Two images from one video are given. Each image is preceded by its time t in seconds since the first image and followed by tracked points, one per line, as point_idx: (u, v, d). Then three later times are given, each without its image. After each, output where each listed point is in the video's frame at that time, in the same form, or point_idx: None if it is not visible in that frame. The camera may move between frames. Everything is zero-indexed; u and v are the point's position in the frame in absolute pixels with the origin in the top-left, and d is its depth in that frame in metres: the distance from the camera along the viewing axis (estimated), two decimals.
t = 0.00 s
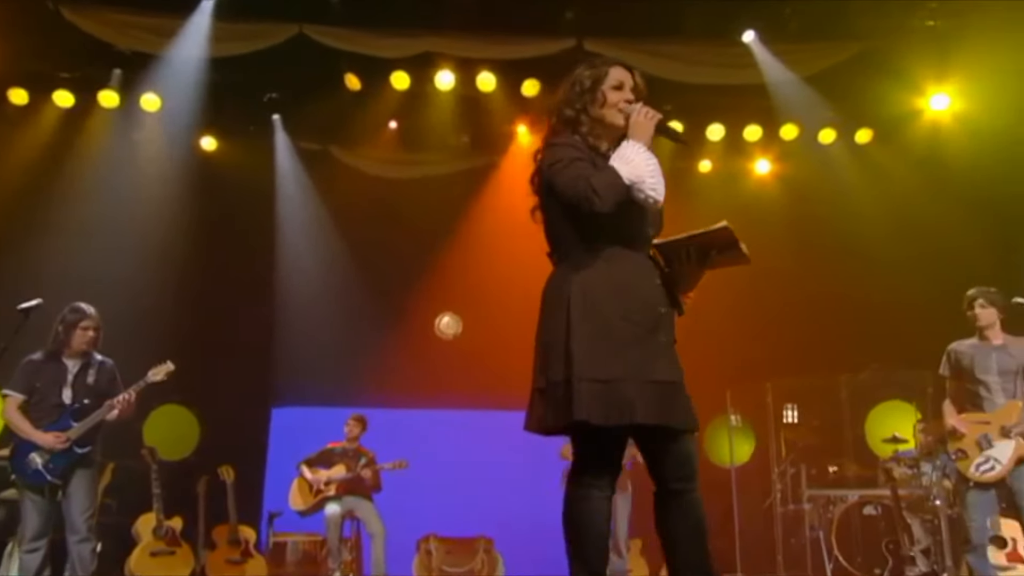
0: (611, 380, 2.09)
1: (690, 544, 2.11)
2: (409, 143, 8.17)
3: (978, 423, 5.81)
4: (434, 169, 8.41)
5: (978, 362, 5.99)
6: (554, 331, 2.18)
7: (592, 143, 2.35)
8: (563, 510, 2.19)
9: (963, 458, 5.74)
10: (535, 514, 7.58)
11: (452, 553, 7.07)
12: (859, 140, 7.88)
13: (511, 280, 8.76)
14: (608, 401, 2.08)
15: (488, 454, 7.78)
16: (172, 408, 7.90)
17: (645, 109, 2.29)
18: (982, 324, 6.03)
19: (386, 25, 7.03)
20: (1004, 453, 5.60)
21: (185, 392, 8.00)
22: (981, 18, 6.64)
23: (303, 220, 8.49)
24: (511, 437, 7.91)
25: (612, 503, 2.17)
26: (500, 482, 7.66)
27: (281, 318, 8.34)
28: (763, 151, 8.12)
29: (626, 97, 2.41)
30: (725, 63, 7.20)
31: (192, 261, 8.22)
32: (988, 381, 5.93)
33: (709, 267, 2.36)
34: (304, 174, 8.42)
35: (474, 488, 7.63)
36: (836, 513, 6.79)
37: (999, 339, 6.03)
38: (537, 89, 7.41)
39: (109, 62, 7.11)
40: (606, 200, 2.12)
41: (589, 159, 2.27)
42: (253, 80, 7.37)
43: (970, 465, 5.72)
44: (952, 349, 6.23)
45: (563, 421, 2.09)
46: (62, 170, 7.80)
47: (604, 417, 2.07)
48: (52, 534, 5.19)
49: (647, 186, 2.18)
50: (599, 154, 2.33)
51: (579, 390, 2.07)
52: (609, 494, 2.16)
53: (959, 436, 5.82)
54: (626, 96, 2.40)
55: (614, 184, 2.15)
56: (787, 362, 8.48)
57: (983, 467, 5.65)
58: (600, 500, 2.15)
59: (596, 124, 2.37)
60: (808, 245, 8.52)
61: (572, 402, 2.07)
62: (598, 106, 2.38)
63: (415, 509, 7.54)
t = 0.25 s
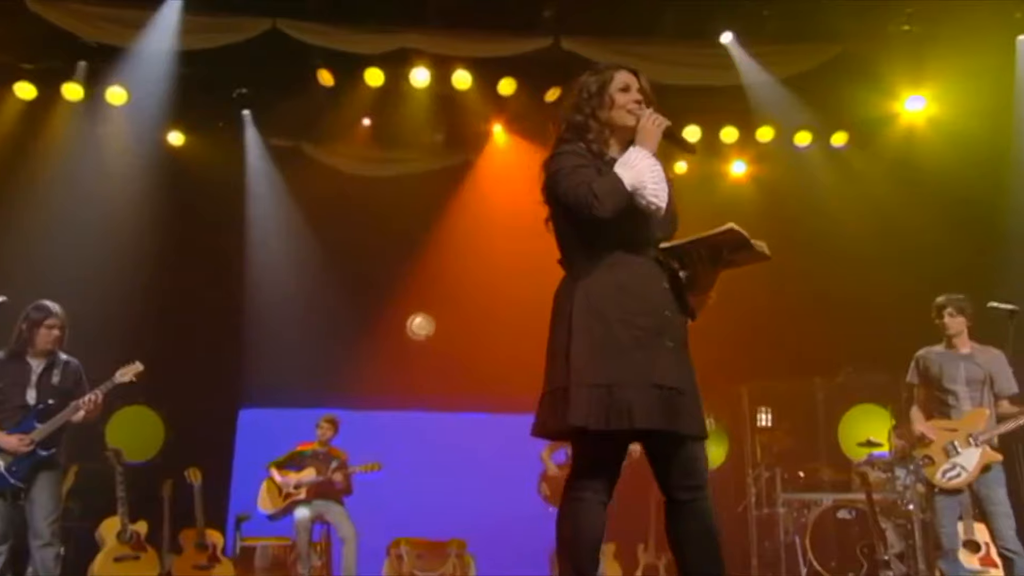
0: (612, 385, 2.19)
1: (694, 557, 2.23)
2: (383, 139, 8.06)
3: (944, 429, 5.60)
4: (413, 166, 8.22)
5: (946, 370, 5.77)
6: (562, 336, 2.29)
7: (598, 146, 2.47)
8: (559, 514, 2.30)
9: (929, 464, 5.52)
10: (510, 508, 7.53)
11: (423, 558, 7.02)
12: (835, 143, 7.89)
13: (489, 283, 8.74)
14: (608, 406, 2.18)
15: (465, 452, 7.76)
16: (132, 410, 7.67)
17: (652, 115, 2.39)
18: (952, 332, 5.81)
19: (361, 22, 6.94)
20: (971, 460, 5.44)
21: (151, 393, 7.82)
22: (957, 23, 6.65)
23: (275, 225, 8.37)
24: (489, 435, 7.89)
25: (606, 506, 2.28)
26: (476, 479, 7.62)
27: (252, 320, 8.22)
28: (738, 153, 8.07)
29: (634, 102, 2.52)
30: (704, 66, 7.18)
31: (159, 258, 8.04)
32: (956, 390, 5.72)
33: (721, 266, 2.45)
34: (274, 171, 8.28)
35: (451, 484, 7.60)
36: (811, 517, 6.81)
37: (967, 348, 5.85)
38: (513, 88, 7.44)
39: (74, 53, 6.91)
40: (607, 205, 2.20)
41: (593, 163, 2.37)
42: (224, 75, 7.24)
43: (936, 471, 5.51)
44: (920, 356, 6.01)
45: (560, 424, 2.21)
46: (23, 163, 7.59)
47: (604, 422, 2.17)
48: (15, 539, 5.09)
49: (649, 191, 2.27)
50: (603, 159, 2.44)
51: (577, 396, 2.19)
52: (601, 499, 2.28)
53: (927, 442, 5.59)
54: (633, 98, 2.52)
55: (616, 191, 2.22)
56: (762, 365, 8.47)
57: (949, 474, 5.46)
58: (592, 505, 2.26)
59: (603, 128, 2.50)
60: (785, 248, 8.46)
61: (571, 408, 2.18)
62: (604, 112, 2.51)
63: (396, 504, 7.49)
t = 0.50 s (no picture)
0: (628, 391, 2.23)
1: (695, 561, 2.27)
2: (357, 136, 7.96)
3: (914, 434, 5.50)
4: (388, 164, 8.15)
5: (917, 376, 5.68)
6: (578, 341, 2.33)
7: (614, 152, 2.47)
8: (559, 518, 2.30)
9: (900, 468, 5.43)
10: (489, 509, 7.61)
11: (395, 562, 7.01)
12: (810, 147, 7.91)
13: (462, 286, 8.62)
14: (622, 412, 2.22)
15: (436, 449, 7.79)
16: (94, 411, 7.52)
17: (667, 120, 2.37)
18: (921, 337, 5.71)
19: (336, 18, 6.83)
20: (941, 465, 5.32)
21: (116, 395, 7.65)
22: (934, 27, 6.66)
23: (246, 224, 8.23)
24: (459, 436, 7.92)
25: (606, 511, 2.27)
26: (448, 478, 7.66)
27: (221, 321, 8.08)
28: (715, 155, 8.01)
29: (652, 108, 2.51)
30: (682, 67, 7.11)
31: (127, 256, 7.89)
32: (926, 395, 5.63)
33: (751, 257, 2.41)
34: (245, 168, 8.13)
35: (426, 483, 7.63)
36: (785, 519, 6.75)
37: (938, 353, 5.75)
38: (490, 86, 7.38)
39: (38, 46, 6.71)
40: (619, 210, 2.22)
41: (608, 169, 2.38)
42: (194, 72, 7.09)
43: (907, 476, 5.41)
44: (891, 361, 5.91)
45: (574, 429, 2.27)
46: None
47: (618, 428, 2.22)
48: None
49: (662, 196, 2.26)
50: (618, 165, 2.44)
51: (591, 402, 2.24)
52: (601, 502, 2.27)
53: (898, 446, 5.50)
54: (652, 105, 2.51)
55: (628, 196, 2.23)
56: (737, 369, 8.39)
57: (920, 479, 5.36)
58: (591, 508, 2.26)
59: (620, 134, 2.49)
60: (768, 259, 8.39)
61: (585, 413, 2.24)
62: (622, 119, 2.50)
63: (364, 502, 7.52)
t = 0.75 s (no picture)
0: (633, 395, 2.22)
1: (680, 567, 2.26)
2: (327, 132, 7.84)
3: (887, 438, 5.37)
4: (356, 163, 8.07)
5: (886, 381, 5.49)
6: (586, 346, 2.32)
7: (625, 157, 2.48)
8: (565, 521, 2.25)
9: (872, 472, 5.29)
10: (454, 514, 7.54)
11: (362, 565, 6.95)
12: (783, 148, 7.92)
13: (433, 285, 8.54)
14: (626, 416, 2.21)
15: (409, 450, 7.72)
16: (54, 411, 7.33)
17: (679, 125, 2.36)
18: (890, 342, 5.50)
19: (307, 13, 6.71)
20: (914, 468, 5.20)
21: (76, 395, 7.47)
22: (905, 32, 6.65)
23: (211, 220, 8.13)
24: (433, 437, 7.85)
25: (611, 515, 2.23)
26: (421, 478, 7.61)
27: (187, 320, 7.96)
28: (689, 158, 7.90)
29: (666, 114, 2.51)
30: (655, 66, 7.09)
31: (89, 254, 7.68)
32: (897, 400, 5.46)
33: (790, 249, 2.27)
34: (211, 163, 8.00)
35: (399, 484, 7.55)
36: (757, 522, 6.73)
37: (907, 356, 5.56)
38: (463, 84, 7.32)
39: None
40: (625, 214, 2.22)
41: (619, 175, 2.39)
42: (159, 67, 6.92)
43: (879, 480, 5.27)
44: (859, 365, 5.71)
45: (579, 433, 2.26)
46: None
47: (623, 433, 2.21)
48: None
49: (670, 202, 2.24)
50: (629, 170, 2.44)
51: (596, 406, 2.23)
52: (607, 507, 2.23)
53: (871, 451, 5.36)
54: (667, 109, 2.52)
55: (635, 202, 2.23)
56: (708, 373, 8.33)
57: (891, 483, 5.23)
58: (596, 511, 2.21)
59: (633, 140, 2.50)
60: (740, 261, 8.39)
61: (588, 416, 2.23)
62: (636, 124, 2.52)
63: (336, 504, 7.42)
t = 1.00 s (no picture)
0: (628, 396, 2.19)
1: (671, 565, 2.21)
2: (305, 129, 7.74)
3: (871, 440, 5.31)
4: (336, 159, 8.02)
5: (869, 384, 5.39)
6: (587, 348, 2.31)
7: (628, 160, 2.44)
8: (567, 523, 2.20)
9: (857, 475, 5.24)
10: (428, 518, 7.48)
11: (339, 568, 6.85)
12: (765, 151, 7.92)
13: (412, 284, 8.47)
14: (621, 418, 2.17)
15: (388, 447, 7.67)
16: (23, 411, 7.09)
17: (682, 128, 2.32)
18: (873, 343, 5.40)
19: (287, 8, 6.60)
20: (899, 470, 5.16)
21: (47, 395, 7.32)
22: (887, 34, 6.65)
23: (188, 215, 8.00)
24: (411, 438, 7.79)
25: (613, 516, 2.18)
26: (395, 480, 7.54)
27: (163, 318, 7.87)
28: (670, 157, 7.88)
29: (670, 116, 2.47)
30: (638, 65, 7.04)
31: (62, 251, 7.54)
32: (880, 402, 5.38)
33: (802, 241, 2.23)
34: (188, 158, 7.88)
35: (372, 484, 7.49)
36: (737, 525, 6.69)
37: (889, 357, 5.48)
38: (445, 81, 7.24)
39: None
40: (623, 215, 2.18)
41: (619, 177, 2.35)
42: (135, 61, 6.79)
43: (864, 483, 5.22)
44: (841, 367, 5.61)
45: (578, 435, 2.24)
46: None
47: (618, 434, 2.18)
48: None
49: (668, 203, 2.17)
50: (630, 173, 2.40)
51: (591, 407, 2.21)
52: (609, 507, 2.18)
53: (856, 454, 5.30)
54: (671, 113, 2.47)
55: (632, 202, 2.19)
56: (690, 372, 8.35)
57: (876, 485, 5.19)
58: (596, 512, 2.16)
59: (636, 143, 2.46)
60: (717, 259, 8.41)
61: (585, 417, 2.22)
62: (640, 127, 2.47)
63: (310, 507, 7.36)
